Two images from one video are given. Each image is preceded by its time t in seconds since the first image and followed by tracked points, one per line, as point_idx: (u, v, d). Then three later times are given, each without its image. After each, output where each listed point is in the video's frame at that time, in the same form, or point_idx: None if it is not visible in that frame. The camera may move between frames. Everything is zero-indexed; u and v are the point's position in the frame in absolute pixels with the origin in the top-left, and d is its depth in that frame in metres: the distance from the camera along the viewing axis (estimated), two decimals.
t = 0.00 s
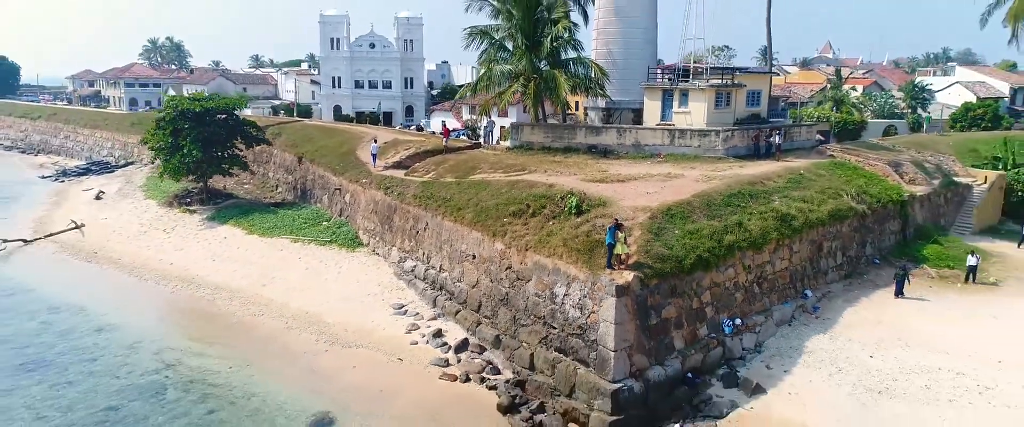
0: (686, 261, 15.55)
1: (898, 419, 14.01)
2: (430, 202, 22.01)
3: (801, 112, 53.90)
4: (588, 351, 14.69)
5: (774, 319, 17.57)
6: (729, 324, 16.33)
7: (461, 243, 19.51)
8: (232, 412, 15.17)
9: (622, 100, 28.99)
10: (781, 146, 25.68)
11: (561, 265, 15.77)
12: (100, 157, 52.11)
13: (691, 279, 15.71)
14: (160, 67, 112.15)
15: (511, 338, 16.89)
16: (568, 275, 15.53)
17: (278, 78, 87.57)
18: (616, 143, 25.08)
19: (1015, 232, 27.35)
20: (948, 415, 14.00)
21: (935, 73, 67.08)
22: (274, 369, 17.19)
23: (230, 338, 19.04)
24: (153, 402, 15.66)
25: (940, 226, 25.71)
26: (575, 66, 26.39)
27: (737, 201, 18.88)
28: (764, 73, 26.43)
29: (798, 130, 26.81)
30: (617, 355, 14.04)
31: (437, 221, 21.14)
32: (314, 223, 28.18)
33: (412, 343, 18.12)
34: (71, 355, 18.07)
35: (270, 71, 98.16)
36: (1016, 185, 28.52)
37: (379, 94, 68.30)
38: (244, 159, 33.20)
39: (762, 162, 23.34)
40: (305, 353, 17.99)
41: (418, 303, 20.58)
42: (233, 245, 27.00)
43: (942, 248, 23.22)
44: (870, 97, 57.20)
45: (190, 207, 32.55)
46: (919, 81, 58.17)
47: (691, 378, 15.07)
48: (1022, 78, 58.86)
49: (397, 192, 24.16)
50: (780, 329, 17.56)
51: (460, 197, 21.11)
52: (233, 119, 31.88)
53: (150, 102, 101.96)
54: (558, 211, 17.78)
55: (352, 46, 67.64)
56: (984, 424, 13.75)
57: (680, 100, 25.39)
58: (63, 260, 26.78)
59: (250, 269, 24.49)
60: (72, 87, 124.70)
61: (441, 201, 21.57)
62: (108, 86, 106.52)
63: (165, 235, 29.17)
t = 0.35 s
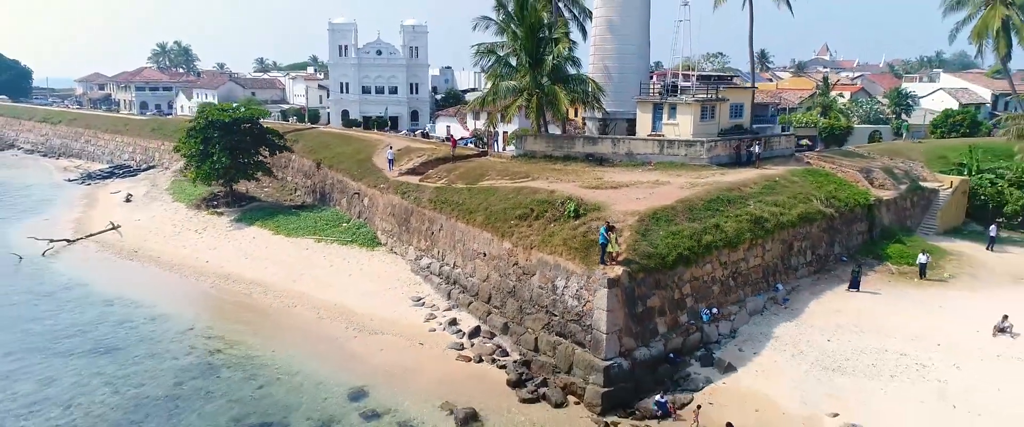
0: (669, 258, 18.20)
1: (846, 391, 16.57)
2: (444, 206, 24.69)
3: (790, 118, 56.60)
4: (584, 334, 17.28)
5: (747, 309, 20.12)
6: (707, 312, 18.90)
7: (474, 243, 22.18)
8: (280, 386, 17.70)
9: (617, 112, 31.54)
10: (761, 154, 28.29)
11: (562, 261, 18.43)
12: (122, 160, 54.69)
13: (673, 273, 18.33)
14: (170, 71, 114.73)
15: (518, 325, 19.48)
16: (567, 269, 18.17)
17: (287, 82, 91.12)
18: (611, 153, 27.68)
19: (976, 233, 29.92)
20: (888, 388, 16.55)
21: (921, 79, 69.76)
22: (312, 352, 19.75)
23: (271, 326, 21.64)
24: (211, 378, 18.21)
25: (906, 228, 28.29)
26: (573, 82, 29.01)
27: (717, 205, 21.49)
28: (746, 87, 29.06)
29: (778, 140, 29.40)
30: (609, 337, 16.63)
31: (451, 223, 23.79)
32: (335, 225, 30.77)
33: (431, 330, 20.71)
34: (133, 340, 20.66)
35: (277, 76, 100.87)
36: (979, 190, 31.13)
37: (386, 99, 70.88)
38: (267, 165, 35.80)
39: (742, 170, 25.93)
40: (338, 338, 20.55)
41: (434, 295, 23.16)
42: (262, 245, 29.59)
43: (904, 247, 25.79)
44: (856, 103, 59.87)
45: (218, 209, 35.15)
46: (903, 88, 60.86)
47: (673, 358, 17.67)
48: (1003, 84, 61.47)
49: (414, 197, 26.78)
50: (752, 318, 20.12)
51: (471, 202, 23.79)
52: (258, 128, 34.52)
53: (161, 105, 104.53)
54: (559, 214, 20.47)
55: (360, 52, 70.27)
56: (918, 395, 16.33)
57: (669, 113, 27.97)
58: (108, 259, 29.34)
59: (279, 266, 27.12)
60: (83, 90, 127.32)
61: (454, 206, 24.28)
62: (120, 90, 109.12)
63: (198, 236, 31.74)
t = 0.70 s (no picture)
0: (653, 257, 21.23)
1: (802, 369, 19.49)
2: (456, 211, 27.73)
3: (777, 124, 59.72)
4: (579, 322, 20.27)
5: (723, 301, 23.06)
6: (687, 304, 21.86)
7: (484, 244, 25.21)
8: (319, 367, 20.66)
9: (612, 123, 34.51)
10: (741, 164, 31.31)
11: (561, 259, 21.47)
12: (144, 165, 57.71)
13: (657, 270, 21.33)
14: (178, 75, 117.75)
15: (522, 315, 22.43)
16: (566, 267, 21.21)
17: (294, 88, 94.10)
18: (605, 162, 30.66)
19: (938, 235, 32.88)
20: (837, 367, 19.48)
21: (905, 87, 72.80)
22: (343, 339, 22.72)
23: (305, 317, 24.62)
24: (259, 360, 21.17)
25: (873, 230, 31.27)
26: (571, 98, 32.05)
27: (697, 211, 24.47)
28: (728, 103, 32.13)
29: (757, 150, 32.41)
30: (601, 325, 19.60)
31: (463, 227, 26.81)
32: (354, 227, 33.74)
33: (446, 320, 23.68)
34: (186, 329, 23.63)
35: (285, 81, 103.93)
36: (942, 195, 34.14)
37: (392, 105, 73.78)
38: (290, 172, 38.81)
39: (722, 178, 28.93)
40: (365, 327, 23.52)
41: (448, 290, 26.13)
42: (289, 245, 32.60)
43: (868, 247, 28.72)
44: (841, 111, 62.94)
45: (244, 212, 38.07)
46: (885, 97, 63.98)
47: (656, 342, 20.63)
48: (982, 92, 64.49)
49: (428, 202, 29.80)
50: (727, 309, 23.06)
51: (481, 208, 26.84)
52: (281, 138, 37.57)
53: (171, 109, 107.57)
54: (559, 219, 23.54)
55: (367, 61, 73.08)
56: (862, 372, 19.30)
57: (658, 126, 30.90)
58: (148, 258, 32.31)
59: (306, 265, 30.12)
60: (94, 94, 130.43)
61: (465, 211, 27.33)
62: (130, 94, 112.19)
63: (228, 237, 34.70)
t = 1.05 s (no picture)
0: (640, 258, 24.41)
1: (767, 354, 22.59)
2: (466, 216, 30.92)
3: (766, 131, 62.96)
4: (575, 313, 23.41)
5: (702, 297, 26.20)
6: (669, 299, 24.99)
7: (491, 245, 28.38)
8: (351, 352, 23.78)
9: (605, 135, 37.71)
10: (723, 172, 34.49)
11: (559, 260, 24.67)
12: (165, 169, 60.86)
13: (642, 268, 24.54)
14: (187, 79, 120.84)
15: (525, 308, 25.57)
16: (563, 266, 24.39)
17: (302, 93, 97.44)
18: (599, 171, 33.80)
19: (904, 237, 36.03)
20: (797, 352, 22.61)
21: (889, 95, 76.06)
22: (369, 329, 25.89)
23: (332, 311, 27.78)
24: (296, 347, 24.32)
25: (843, 232, 34.38)
26: (568, 113, 35.17)
27: (680, 216, 27.65)
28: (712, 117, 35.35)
29: (738, 159, 35.58)
30: (593, 316, 22.78)
31: (472, 231, 29.98)
32: (370, 230, 36.88)
33: (458, 313, 26.80)
34: (229, 321, 26.76)
35: (292, 86, 107.11)
36: (909, 200, 37.26)
37: (398, 111, 76.83)
38: (309, 178, 42.04)
39: (705, 186, 32.08)
40: (386, 319, 26.66)
41: (459, 287, 29.26)
42: (312, 246, 35.75)
43: (837, 248, 31.86)
44: (826, 118, 66.16)
45: (267, 215, 41.09)
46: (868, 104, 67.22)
47: (641, 331, 23.76)
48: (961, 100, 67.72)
49: (439, 208, 32.98)
50: (706, 303, 26.19)
51: (488, 213, 30.02)
52: (302, 148, 40.93)
53: (181, 113, 110.75)
54: (558, 224, 26.74)
55: (374, 70, 76.41)
56: (818, 356, 22.39)
57: (648, 139, 34.02)
58: (184, 258, 35.47)
59: (329, 264, 33.27)
60: (104, 98, 133.78)
61: (473, 216, 30.52)
62: (141, 98, 115.38)
63: (254, 239, 37.84)
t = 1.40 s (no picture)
0: (629, 259, 27.85)
1: (738, 343, 25.99)
2: (474, 222, 34.36)
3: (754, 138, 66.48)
4: (571, 308, 26.82)
5: (684, 294, 29.60)
6: (655, 295, 28.39)
7: (497, 248, 31.80)
8: (375, 342, 27.17)
9: (600, 146, 41.20)
10: (707, 181, 37.91)
11: (558, 261, 28.11)
12: (185, 175, 64.21)
13: (632, 269, 27.95)
14: (196, 85, 124.24)
15: (528, 304, 28.99)
16: (561, 266, 27.83)
17: (310, 100, 100.85)
18: (594, 180, 37.22)
19: (873, 239, 39.38)
20: (764, 341, 26.02)
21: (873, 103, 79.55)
22: (389, 322, 29.25)
23: (355, 307, 31.19)
24: (327, 339, 27.67)
25: (816, 236, 37.79)
26: (565, 127, 38.58)
27: (665, 222, 31.09)
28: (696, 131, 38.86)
29: (721, 169, 38.98)
30: (587, 310, 26.19)
31: (479, 235, 33.42)
32: (385, 234, 40.25)
33: (468, 309, 30.19)
34: (265, 316, 30.17)
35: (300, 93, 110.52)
36: (878, 207, 40.69)
37: (403, 118, 80.22)
38: (327, 186, 45.51)
39: (689, 194, 35.53)
40: (404, 313, 30.07)
41: (468, 285, 32.65)
42: (332, 249, 39.18)
43: (809, 251, 35.22)
44: (812, 126, 69.64)
45: (288, 220, 44.38)
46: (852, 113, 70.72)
47: (629, 324, 27.16)
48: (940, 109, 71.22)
49: (449, 214, 36.40)
50: (688, 299, 29.60)
51: (494, 220, 33.47)
52: (321, 159, 44.41)
53: (191, 118, 114.14)
54: (557, 229, 30.20)
55: (380, 78, 79.60)
56: (782, 344, 25.80)
57: (638, 151, 37.47)
58: (215, 260, 38.82)
59: (349, 264, 36.70)
60: (114, 103, 137.23)
61: (481, 222, 33.96)
62: (152, 104, 118.73)
63: (278, 242, 41.27)
